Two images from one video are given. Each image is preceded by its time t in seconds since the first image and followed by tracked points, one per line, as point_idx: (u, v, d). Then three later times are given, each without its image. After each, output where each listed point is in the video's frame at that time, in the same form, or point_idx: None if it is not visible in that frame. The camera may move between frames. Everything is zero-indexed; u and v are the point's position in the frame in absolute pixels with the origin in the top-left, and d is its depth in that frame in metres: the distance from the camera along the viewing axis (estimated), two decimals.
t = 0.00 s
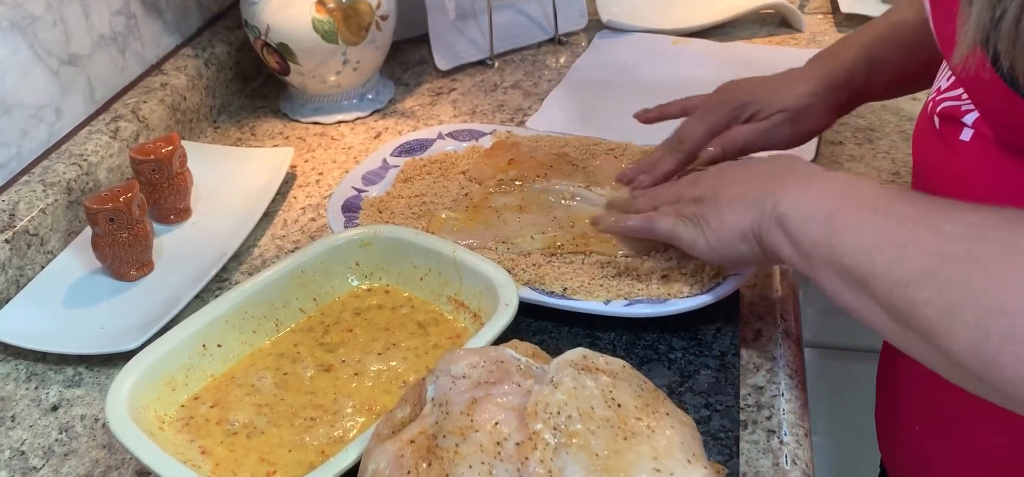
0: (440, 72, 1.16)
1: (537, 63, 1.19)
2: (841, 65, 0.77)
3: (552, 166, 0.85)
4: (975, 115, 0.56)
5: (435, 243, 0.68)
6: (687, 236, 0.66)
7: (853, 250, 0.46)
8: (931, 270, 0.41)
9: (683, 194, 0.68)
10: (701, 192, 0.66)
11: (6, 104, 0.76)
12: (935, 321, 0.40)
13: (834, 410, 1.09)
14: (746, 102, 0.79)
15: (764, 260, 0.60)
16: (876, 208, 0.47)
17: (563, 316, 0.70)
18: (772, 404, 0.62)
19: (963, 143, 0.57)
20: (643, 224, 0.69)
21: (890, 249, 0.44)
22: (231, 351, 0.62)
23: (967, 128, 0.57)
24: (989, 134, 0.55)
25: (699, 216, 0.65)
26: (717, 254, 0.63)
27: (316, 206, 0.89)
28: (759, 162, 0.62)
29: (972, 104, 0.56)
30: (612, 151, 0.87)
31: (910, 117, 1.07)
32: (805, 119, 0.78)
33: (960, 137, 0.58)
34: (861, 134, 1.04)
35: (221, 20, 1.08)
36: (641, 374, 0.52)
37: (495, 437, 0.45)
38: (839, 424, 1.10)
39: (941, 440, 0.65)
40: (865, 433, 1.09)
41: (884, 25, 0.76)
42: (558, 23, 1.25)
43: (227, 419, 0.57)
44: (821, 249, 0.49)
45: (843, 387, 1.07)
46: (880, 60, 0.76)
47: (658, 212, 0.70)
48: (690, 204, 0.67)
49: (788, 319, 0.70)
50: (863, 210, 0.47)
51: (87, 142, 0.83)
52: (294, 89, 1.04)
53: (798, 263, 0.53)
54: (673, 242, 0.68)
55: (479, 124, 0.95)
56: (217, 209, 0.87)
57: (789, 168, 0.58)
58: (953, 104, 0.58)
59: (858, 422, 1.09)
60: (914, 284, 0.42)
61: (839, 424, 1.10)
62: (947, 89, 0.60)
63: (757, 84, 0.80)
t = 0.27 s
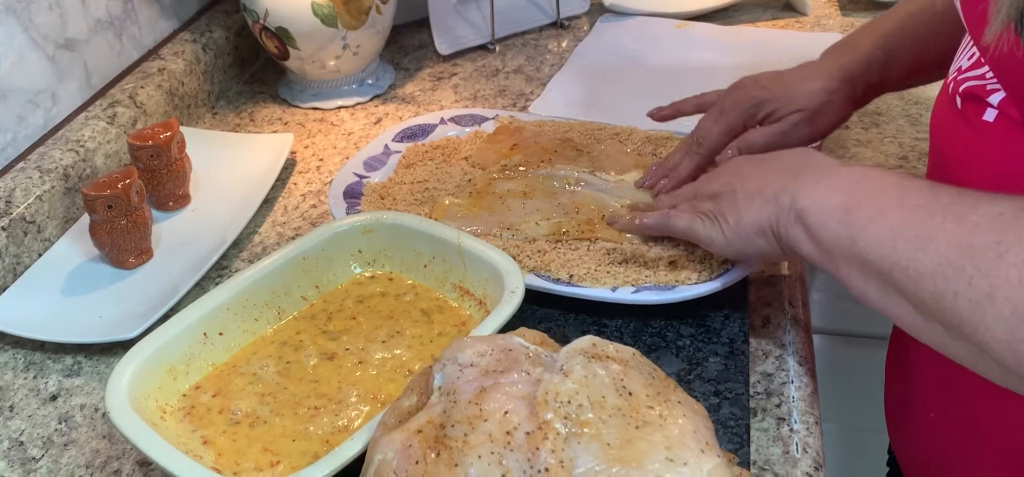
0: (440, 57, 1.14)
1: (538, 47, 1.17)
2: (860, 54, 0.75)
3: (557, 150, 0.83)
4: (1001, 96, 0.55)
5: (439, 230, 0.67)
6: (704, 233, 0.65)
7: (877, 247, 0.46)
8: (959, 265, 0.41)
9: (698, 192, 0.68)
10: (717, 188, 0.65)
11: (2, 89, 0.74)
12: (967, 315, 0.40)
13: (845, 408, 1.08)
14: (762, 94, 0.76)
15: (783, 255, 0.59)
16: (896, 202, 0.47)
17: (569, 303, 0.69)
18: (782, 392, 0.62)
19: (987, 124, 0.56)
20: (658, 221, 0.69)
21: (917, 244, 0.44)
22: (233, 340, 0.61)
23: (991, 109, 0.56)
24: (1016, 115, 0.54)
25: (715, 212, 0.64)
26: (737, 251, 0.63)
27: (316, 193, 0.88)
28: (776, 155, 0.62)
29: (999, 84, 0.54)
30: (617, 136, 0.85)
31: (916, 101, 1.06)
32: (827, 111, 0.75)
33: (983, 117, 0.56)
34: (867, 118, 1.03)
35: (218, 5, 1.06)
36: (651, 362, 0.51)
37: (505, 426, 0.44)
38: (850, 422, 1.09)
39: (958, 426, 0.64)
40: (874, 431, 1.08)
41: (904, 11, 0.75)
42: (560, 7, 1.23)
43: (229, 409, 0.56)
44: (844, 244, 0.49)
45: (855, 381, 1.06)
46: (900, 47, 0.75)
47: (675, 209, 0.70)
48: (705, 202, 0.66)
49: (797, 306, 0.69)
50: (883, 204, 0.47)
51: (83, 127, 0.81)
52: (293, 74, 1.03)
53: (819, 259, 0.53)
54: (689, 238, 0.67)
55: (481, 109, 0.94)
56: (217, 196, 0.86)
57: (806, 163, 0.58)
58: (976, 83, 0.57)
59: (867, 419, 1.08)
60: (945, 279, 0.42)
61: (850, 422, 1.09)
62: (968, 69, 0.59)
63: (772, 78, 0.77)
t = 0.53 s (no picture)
0: (434, 50, 1.13)
1: (534, 40, 1.16)
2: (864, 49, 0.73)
3: (549, 148, 0.83)
4: (1004, 98, 0.54)
5: (427, 229, 0.66)
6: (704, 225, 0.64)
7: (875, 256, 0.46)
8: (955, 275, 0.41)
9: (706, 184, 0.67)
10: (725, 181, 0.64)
11: None
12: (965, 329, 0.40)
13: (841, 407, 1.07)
14: (769, 86, 0.74)
15: (782, 258, 0.59)
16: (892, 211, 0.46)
17: (558, 304, 0.69)
18: (771, 396, 0.61)
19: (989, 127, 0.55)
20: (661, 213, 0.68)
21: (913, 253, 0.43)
22: (217, 341, 0.61)
23: (993, 111, 0.55)
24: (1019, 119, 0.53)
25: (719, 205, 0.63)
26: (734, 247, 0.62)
27: (307, 189, 0.87)
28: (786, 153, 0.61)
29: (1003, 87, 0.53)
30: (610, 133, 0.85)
31: (914, 97, 1.05)
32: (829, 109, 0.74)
33: (987, 119, 0.56)
34: (864, 115, 1.02)
35: None
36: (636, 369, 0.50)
37: (485, 436, 0.43)
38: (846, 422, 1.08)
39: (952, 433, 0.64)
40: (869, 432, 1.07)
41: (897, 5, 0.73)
42: None
43: (212, 411, 0.56)
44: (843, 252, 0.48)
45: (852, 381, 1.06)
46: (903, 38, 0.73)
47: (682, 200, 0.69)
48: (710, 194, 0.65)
49: (788, 307, 0.69)
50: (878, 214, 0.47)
51: (71, 122, 0.81)
52: (285, 67, 1.02)
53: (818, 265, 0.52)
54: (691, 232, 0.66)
55: (473, 104, 0.93)
56: (206, 191, 0.85)
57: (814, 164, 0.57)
58: (978, 85, 0.56)
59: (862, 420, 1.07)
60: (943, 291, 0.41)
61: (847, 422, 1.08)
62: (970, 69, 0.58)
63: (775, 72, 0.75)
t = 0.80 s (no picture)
0: (438, 45, 1.11)
1: (540, 35, 1.13)
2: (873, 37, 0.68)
3: (550, 152, 0.80)
4: None
5: (421, 238, 0.64)
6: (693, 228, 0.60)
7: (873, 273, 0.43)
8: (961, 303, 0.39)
9: (696, 180, 0.61)
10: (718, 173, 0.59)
11: None
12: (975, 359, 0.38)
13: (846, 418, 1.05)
14: (766, 76, 0.71)
15: (776, 264, 0.55)
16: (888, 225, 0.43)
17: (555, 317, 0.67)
18: (773, 417, 0.59)
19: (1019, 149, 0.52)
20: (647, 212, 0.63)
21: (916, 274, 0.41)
22: (203, 350, 0.59)
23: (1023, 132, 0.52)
24: None
25: (710, 205, 0.58)
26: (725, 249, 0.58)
27: (303, 188, 0.85)
28: (781, 148, 0.56)
29: None
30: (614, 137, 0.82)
31: (929, 101, 1.02)
32: (827, 104, 0.71)
33: (1015, 141, 0.53)
34: (877, 118, 0.99)
35: None
36: (630, 395, 0.49)
37: (468, 469, 0.42)
38: (853, 432, 1.06)
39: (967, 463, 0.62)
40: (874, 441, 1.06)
41: None
42: None
43: (195, 426, 0.55)
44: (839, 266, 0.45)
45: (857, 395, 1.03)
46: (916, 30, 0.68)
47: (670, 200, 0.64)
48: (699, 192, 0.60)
49: (794, 323, 0.66)
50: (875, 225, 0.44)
51: (64, 118, 0.79)
52: (285, 62, 1.00)
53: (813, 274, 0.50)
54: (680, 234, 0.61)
55: (475, 104, 0.90)
56: (201, 189, 0.83)
57: (809, 161, 0.53)
58: (1006, 105, 0.53)
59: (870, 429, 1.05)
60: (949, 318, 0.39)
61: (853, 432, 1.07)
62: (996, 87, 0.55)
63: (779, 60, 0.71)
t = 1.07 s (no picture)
0: (459, 44, 1.07)
1: (564, 36, 1.10)
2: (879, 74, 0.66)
3: (567, 166, 0.77)
4: None
5: (427, 260, 0.62)
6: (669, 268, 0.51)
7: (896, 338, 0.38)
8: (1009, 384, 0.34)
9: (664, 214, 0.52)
10: (695, 198, 0.50)
11: None
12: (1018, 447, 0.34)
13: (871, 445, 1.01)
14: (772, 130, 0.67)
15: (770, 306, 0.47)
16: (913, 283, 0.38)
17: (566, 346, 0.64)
18: (793, 461, 0.56)
19: None
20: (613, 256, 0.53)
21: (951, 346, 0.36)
22: (198, 373, 0.58)
23: None
24: None
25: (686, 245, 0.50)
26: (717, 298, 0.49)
27: (314, 196, 0.83)
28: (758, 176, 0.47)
29: None
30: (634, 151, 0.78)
31: (970, 115, 0.96)
32: (828, 153, 0.69)
33: None
34: (914, 133, 0.94)
35: None
36: (637, 447, 0.46)
37: None
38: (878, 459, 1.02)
39: None
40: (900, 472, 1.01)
41: (918, 27, 0.66)
42: None
43: (187, 456, 0.53)
44: (851, 325, 0.40)
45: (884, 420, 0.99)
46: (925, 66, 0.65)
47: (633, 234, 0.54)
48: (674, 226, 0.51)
49: (819, 357, 0.63)
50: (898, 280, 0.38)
51: (71, 119, 0.77)
52: (301, 61, 0.97)
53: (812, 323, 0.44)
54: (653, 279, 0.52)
55: (493, 111, 0.88)
56: (209, 194, 0.81)
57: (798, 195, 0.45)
58: None
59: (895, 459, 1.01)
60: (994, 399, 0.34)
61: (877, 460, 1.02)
62: None
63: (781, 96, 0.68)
